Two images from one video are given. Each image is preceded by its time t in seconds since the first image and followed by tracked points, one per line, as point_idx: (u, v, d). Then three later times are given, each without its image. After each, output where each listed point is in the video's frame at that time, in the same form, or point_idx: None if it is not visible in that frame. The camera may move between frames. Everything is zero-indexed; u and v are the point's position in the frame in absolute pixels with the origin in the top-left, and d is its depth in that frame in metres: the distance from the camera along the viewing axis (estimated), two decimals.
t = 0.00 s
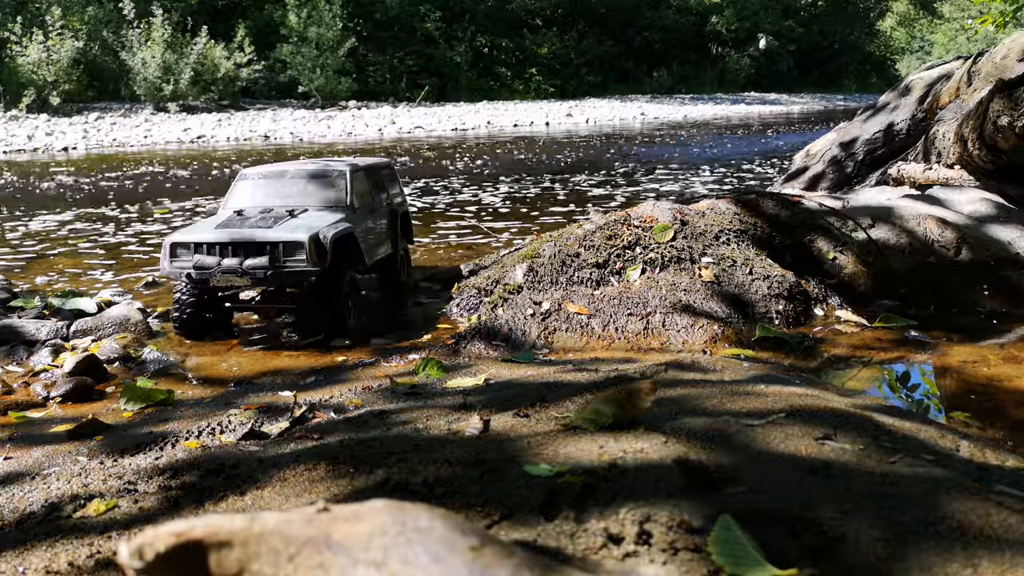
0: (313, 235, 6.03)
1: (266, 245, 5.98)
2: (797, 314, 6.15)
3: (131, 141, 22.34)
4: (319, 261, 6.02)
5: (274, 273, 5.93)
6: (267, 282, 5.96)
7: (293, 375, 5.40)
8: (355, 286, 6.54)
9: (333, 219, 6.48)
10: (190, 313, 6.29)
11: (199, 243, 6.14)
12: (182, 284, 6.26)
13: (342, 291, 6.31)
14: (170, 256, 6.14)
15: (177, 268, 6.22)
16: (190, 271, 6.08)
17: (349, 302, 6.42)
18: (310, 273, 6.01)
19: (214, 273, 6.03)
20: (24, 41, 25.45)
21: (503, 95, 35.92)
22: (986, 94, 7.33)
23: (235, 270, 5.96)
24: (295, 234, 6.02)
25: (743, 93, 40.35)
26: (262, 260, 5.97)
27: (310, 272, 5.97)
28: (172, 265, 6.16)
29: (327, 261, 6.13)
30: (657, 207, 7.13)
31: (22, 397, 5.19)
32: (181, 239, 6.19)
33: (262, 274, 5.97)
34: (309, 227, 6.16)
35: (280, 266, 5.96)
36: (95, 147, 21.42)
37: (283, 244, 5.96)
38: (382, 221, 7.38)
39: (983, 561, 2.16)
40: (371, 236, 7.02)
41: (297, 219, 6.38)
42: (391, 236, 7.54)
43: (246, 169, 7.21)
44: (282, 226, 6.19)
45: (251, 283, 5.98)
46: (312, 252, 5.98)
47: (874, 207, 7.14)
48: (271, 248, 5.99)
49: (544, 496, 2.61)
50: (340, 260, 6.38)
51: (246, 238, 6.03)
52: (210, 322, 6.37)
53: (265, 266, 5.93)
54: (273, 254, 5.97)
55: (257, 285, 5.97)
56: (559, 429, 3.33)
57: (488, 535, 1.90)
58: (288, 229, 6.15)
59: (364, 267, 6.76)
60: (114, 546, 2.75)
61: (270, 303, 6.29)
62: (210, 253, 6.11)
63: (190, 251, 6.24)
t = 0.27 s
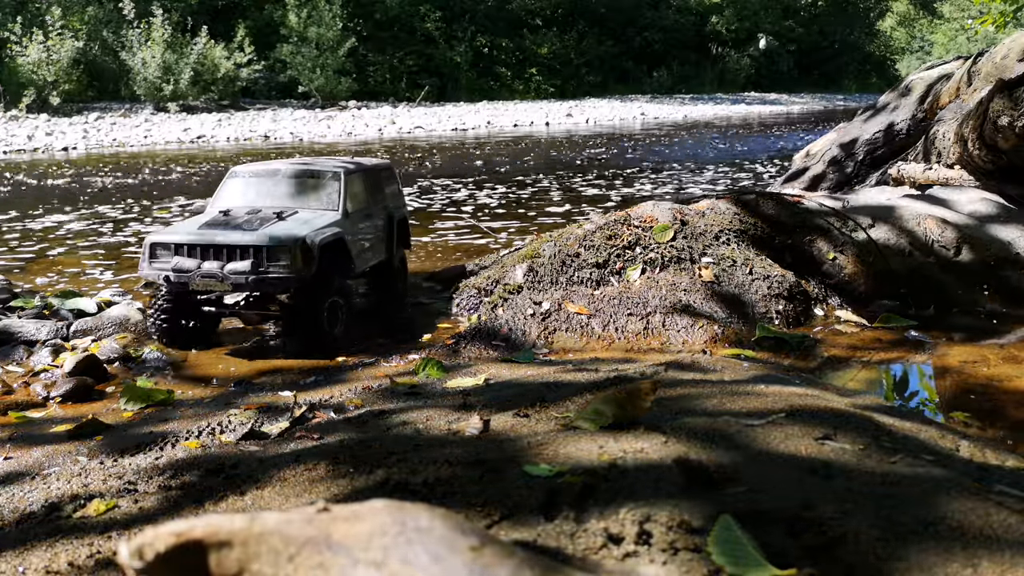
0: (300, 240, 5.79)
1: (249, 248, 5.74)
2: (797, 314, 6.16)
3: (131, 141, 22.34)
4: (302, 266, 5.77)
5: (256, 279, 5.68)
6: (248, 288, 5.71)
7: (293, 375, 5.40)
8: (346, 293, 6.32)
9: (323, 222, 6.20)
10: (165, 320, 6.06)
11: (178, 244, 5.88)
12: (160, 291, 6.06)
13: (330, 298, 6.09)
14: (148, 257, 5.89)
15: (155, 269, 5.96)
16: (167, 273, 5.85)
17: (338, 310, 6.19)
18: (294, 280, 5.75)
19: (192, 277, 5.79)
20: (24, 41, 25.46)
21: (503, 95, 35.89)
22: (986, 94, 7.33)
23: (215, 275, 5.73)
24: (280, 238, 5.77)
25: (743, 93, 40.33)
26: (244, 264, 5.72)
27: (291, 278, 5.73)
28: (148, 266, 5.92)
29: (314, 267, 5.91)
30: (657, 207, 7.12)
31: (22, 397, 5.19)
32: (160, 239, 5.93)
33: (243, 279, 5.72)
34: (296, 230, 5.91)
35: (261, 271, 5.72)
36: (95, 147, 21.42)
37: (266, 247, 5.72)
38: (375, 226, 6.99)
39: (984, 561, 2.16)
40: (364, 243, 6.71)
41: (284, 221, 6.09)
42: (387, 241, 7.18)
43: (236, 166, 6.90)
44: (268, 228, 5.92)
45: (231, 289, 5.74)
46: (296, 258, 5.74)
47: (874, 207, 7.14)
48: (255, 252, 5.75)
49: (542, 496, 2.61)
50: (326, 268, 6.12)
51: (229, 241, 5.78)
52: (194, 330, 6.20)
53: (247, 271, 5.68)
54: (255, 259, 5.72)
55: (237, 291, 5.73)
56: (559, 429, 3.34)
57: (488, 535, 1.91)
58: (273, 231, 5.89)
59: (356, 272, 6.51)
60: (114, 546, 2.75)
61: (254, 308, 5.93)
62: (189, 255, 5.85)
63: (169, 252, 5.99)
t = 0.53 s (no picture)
0: (273, 245, 5.41)
1: (219, 252, 5.40)
2: (797, 314, 6.16)
3: (131, 141, 22.33)
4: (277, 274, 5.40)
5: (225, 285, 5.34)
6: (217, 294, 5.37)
7: (293, 375, 5.40)
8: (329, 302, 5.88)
9: (304, 224, 5.85)
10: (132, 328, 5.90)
11: (148, 245, 5.60)
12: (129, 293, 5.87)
13: (308, 304, 5.68)
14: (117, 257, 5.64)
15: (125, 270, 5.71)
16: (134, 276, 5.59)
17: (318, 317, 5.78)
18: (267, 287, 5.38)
19: (159, 281, 5.48)
20: (24, 41, 25.46)
21: (503, 95, 35.89)
22: (987, 94, 7.34)
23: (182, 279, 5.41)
24: (254, 242, 5.41)
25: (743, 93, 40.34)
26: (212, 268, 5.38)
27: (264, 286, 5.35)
28: (117, 267, 5.67)
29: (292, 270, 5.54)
30: (657, 207, 7.12)
31: (22, 397, 5.18)
32: (132, 239, 5.66)
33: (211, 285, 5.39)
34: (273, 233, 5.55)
35: (234, 276, 5.39)
36: (95, 147, 21.42)
37: (238, 252, 5.36)
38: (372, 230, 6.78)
39: (983, 560, 2.16)
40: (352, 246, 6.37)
41: (263, 224, 5.77)
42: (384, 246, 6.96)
43: (222, 163, 6.63)
44: (244, 230, 5.59)
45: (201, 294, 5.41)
46: (271, 262, 5.36)
47: (875, 207, 7.14)
48: (226, 257, 5.40)
49: (542, 496, 2.61)
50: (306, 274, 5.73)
51: (198, 242, 5.45)
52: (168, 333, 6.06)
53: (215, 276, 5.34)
54: (224, 264, 5.38)
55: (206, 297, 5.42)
56: (559, 430, 3.34)
57: (488, 535, 1.91)
58: (249, 234, 5.54)
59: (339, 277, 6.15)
60: (114, 545, 2.75)
61: (230, 313, 5.82)
62: (158, 257, 5.55)
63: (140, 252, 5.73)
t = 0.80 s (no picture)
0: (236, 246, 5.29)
1: (177, 251, 5.26)
2: (797, 314, 6.16)
3: (131, 141, 22.32)
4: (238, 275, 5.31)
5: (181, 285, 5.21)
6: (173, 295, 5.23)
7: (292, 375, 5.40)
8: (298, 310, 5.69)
9: (274, 225, 5.69)
10: (87, 318, 5.80)
11: (106, 241, 5.46)
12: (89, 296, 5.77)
13: (270, 310, 5.53)
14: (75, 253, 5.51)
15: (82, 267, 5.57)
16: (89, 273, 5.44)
17: (286, 325, 5.65)
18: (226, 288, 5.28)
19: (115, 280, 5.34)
20: (24, 41, 25.45)
21: (503, 95, 35.89)
22: (987, 94, 7.35)
23: (138, 278, 5.27)
24: (214, 242, 5.28)
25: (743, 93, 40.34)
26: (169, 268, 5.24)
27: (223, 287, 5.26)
28: (75, 264, 5.54)
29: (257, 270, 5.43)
30: (657, 207, 7.12)
31: (22, 397, 5.18)
32: (91, 234, 5.51)
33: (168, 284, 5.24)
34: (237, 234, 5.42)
35: (191, 276, 5.25)
36: (95, 147, 21.41)
37: (197, 251, 5.23)
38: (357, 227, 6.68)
39: (983, 560, 2.16)
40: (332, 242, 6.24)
41: (229, 224, 5.61)
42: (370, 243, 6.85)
43: (200, 158, 6.52)
44: (208, 228, 5.46)
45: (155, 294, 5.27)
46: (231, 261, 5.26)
47: (874, 207, 7.15)
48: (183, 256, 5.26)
49: (543, 496, 2.61)
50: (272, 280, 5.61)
51: (156, 240, 5.32)
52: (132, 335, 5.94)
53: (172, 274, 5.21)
54: (182, 263, 5.24)
55: (163, 298, 5.28)
56: (559, 429, 3.33)
57: (487, 535, 1.91)
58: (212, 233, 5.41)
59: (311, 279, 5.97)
60: (114, 545, 2.75)
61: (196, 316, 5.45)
62: (116, 256, 5.42)
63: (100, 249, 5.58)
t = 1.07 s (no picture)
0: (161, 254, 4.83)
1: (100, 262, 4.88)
2: (797, 314, 6.16)
3: (131, 141, 22.30)
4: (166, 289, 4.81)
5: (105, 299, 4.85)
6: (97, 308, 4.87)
7: (292, 375, 5.40)
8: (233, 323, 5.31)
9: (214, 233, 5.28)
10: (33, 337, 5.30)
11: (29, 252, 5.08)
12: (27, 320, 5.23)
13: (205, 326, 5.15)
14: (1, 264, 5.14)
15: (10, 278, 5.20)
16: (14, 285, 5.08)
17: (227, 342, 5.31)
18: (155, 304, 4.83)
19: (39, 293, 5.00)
20: (24, 41, 25.43)
21: (503, 95, 35.88)
22: (987, 94, 7.34)
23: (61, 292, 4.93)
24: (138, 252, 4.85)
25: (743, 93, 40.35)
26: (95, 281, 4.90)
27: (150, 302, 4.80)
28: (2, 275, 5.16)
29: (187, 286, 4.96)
30: (657, 207, 7.11)
31: (22, 397, 5.17)
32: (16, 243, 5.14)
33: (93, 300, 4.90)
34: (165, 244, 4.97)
35: (117, 290, 4.86)
36: (95, 147, 21.40)
37: (119, 262, 4.82)
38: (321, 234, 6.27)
39: (983, 560, 2.16)
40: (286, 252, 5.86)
41: (164, 233, 5.19)
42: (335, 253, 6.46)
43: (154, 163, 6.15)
44: (139, 238, 5.06)
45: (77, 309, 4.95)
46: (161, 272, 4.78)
47: (874, 207, 7.15)
48: (108, 268, 4.87)
49: (543, 496, 2.60)
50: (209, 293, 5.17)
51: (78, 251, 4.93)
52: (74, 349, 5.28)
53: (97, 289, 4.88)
54: (105, 276, 4.86)
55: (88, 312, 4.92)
56: (559, 429, 3.33)
57: (487, 535, 1.91)
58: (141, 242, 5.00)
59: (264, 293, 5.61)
60: (114, 545, 2.75)
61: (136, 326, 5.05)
62: (40, 267, 5.03)
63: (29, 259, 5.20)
